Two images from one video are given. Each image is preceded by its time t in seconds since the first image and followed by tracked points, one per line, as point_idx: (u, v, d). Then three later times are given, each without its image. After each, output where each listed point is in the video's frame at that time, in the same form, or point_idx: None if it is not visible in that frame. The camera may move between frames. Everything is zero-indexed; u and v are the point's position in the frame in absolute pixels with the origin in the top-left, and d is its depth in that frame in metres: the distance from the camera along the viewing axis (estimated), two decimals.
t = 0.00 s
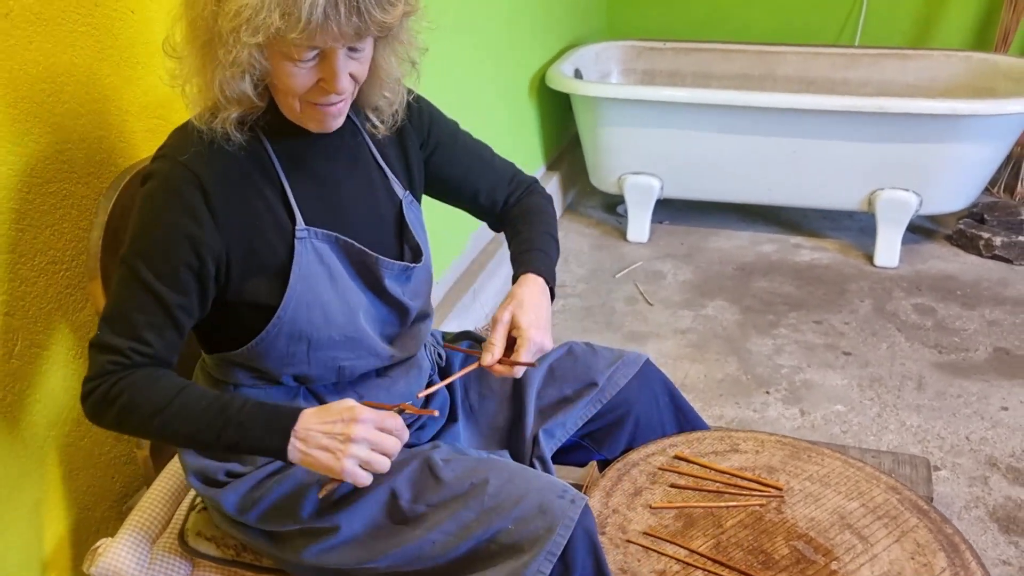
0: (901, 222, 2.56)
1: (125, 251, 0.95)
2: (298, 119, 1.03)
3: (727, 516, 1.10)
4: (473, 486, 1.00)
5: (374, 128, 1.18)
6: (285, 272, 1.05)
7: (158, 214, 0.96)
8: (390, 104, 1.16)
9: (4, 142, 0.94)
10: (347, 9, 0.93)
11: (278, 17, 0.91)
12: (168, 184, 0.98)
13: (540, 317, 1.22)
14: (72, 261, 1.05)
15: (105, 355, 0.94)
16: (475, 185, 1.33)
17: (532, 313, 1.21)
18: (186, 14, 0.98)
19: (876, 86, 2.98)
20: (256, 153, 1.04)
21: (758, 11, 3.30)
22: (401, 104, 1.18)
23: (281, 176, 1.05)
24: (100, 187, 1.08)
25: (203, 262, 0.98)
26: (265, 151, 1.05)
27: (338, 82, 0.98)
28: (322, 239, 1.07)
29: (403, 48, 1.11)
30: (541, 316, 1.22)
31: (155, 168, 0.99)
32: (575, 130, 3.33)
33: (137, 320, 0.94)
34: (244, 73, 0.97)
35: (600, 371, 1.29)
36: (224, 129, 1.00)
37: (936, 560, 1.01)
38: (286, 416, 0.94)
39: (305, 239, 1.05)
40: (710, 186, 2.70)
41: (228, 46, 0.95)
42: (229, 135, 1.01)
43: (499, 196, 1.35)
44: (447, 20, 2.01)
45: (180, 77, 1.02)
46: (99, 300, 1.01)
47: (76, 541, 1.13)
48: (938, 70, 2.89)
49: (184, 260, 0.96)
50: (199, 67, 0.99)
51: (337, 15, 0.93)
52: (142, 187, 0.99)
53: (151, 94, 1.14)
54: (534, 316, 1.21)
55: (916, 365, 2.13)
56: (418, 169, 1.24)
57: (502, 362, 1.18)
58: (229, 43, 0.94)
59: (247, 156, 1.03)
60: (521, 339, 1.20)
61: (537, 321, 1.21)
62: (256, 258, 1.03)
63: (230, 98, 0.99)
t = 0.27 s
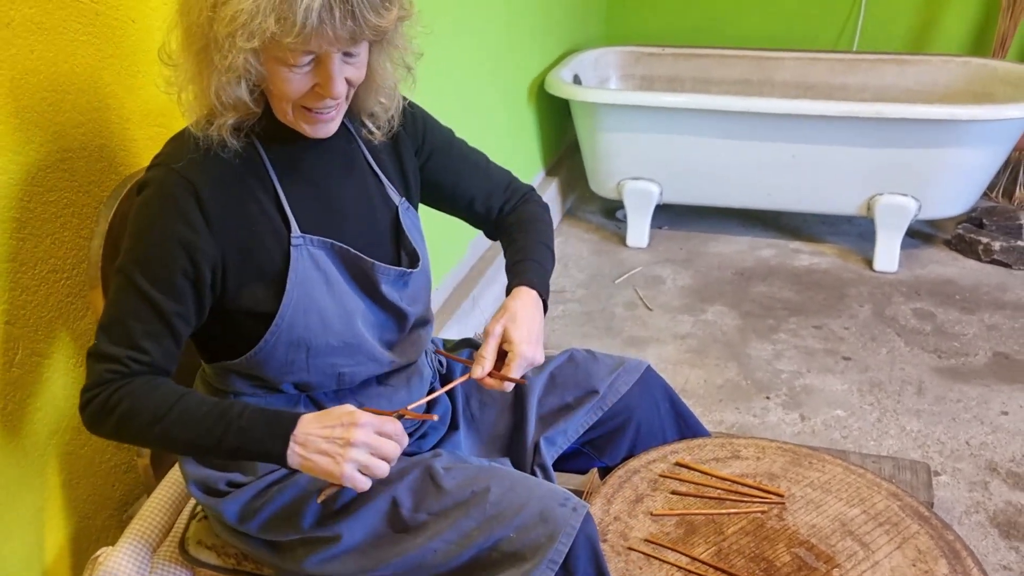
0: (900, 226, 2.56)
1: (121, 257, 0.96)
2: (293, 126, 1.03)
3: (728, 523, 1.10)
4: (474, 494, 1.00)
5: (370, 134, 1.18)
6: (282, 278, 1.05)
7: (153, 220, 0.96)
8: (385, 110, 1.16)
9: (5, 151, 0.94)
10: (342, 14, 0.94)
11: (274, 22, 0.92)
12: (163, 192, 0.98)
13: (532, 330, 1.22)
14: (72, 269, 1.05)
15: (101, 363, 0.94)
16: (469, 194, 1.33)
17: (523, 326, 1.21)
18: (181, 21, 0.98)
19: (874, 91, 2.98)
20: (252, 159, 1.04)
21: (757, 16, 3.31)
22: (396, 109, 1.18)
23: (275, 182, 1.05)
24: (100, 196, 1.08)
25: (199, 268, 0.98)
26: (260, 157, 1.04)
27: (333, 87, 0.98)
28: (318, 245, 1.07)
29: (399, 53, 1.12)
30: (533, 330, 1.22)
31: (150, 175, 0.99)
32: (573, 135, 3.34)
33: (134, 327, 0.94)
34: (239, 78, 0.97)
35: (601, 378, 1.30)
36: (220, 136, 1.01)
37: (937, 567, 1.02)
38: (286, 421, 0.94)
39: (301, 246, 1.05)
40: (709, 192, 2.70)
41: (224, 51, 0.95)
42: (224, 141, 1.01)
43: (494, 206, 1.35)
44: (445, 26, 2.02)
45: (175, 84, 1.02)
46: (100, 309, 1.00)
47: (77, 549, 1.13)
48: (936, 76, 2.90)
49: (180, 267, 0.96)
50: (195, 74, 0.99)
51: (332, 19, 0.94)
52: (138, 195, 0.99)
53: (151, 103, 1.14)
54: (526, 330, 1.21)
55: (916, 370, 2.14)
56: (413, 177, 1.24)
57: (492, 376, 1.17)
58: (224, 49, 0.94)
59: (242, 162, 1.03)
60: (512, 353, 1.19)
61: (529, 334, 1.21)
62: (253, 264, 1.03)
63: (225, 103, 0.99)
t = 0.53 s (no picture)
0: (897, 232, 2.56)
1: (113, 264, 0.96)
2: (284, 134, 1.03)
3: (726, 531, 1.10)
4: (472, 503, 1.00)
5: (363, 141, 1.18)
6: (276, 287, 1.05)
7: (145, 228, 0.96)
8: (377, 116, 1.17)
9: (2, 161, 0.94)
10: (326, 21, 0.94)
11: (258, 31, 0.92)
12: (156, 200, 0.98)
13: (522, 348, 1.21)
14: (69, 279, 1.05)
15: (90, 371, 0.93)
16: (465, 198, 1.33)
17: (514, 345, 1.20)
18: (169, 32, 0.99)
19: (871, 97, 2.99)
20: (244, 167, 1.04)
21: (753, 22, 3.32)
22: (388, 115, 1.18)
23: (269, 191, 1.05)
24: (98, 205, 1.08)
25: (189, 276, 0.98)
26: (253, 165, 1.05)
27: (321, 95, 0.99)
28: (313, 253, 1.07)
29: (388, 60, 1.12)
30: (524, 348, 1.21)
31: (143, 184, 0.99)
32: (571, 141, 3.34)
33: (122, 334, 0.94)
34: (228, 87, 0.98)
35: (599, 387, 1.30)
36: (212, 144, 1.01)
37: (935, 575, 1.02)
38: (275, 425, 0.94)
39: (295, 253, 1.05)
40: (706, 197, 2.70)
41: (210, 61, 0.95)
42: (215, 150, 1.01)
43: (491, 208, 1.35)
44: (441, 32, 2.02)
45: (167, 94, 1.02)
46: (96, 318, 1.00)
47: (74, 559, 1.12)
48: (933, 81, 2.90)
49: (170, 274, 0.96)
50: (184, 84, 1.00)
51: (316, 27, 0.94)
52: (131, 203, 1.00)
53: (150, 112, 1.15)
54: (516, 348, 1.20)
55: (913, 375, 2.14)
56: (409, 183, 1.24)
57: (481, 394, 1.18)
58: (210, 58, 0.95)
59: (235, 170, 1.03)
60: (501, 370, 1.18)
61: (519, 353, 1.20)
62: (247, 272, 1.03)
63: (215, 112, 0.99)
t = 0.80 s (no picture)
0: (894, 237, 2.57)
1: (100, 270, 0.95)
2: (276, 143, 1.04)
3: (723, 538, 1.10)
4: (468, 511, 1.00)
5: (354, 150, 1.18)
6: (269, 296, 1.05)
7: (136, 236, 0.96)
8: (368, 125, 1.16)
9: None
10: (315, 36, 0.94)
11: (246, 45, 0.92)
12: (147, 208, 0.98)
13: (509, 375, 1.20)
14: (66, 288, 1.05)
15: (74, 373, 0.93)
16: (459, 206, 1.33)
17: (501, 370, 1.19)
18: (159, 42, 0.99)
19: (868, 102, 2.99)
20: (236, 175, 1.04)
21: (750, 27, 3.32)
22: (380, 125, 1.18)
23: (262, 201, 1.05)
24: (94, 213, 1.08)
25: (179, 285, 0.98)
26: (245, 173, 1.05)
27: (311, 107, 0.98)
28: (305, 261, 1.07)
29: (379, 72, 1.12)
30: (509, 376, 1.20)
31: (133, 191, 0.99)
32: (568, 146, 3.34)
33: (108, 341, 0.94)
34: (217, 98, 0.98)
35: (596, 394, 1.30)
36: (202, 153, 1.01)
37: None
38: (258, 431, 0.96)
39: (287, 261, 1.05)
40: (703, 203, 2.71)
41: (198, 73, 0.95)
42: (204, 159, 1.02)
43: (486, 215, 1.35)
44: (438, 39, 2.02)
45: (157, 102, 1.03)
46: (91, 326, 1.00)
47: (69, 568, 1.12)
48: (930, 87, 2.91)
49: (158, 283, 0.96)
50: (173, 92, 1.00)
51: (304, 42, 0.94)
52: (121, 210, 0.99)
53: (146, 120, 1.15)
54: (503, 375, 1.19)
55: (911, 381, 2.14)
56: (403, 190, 1.24)
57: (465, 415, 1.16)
58: (198, 71, 0.95)
59: (226, 178, 1.03)
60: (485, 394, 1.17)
61: (506, 380, 1.19)
62: (238, 280, 1.03)
63: (204, 122, 1.00)
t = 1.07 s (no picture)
0: (892, 241, 2.57)
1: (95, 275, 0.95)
2: (272, 151, 1.03)
3: (721, 544, 1.10)
4: (464, 518, 0.99)
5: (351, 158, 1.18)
6: (265, 303, 1.05)
7: (131, 243, 0.95)
8: (366, 133, 1.16)
9: None
10: (310, 45, 0.94)
11: (241, 54, 0.92)
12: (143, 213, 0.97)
13: (487, 369, 1.18)
14: (61, 295, 1.05)
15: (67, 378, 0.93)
16: (457, 214, 1.33)
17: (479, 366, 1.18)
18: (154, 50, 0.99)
19: (865, 106, 3.00)
20: (232, 182, 1.04)
21: (747, 32, 3.32)
22: (378, 132, 1.18)
23: (259, 208, 1.05)
24: (89, 220, 1.07)
25: (173, 293, 0.97)
26: (242, 180, 1.05)
27: (306, 116, 0.98)
28: (301, 268, 1.07)
29: (376, 80, 1.12)
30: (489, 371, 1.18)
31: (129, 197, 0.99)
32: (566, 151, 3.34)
33: (102, 346, 0.93)
34: (212, 106, 0.98)
35: (593, 400, 1.29)
36: (198, 160, 1.01)
37: None
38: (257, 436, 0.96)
39: (284, 269, 1.05)
40: (701, 207, 2.71)
41: (193, 81, 0.95)
42: (199, 167, 1.01)
43: (482, 225, 1.35)
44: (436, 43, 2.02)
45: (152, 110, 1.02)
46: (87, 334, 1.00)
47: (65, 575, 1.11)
48: (927, 91, 2.91)
49: (152, 290, 0.96)
50: (168, 100, 1.00)
51: (298, 51, 0.94)
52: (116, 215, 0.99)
53: (141, 126, 1.14)
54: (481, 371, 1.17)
55: (909, 385, 2.13)
56: (400, 195, 1.24)
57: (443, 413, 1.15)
58: (193, 80, 0.95)
59: (223, 185, 1.03)
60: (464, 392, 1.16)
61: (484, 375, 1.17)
62: (234, 288, 1.03)
63: (199, 130, 0.99)
